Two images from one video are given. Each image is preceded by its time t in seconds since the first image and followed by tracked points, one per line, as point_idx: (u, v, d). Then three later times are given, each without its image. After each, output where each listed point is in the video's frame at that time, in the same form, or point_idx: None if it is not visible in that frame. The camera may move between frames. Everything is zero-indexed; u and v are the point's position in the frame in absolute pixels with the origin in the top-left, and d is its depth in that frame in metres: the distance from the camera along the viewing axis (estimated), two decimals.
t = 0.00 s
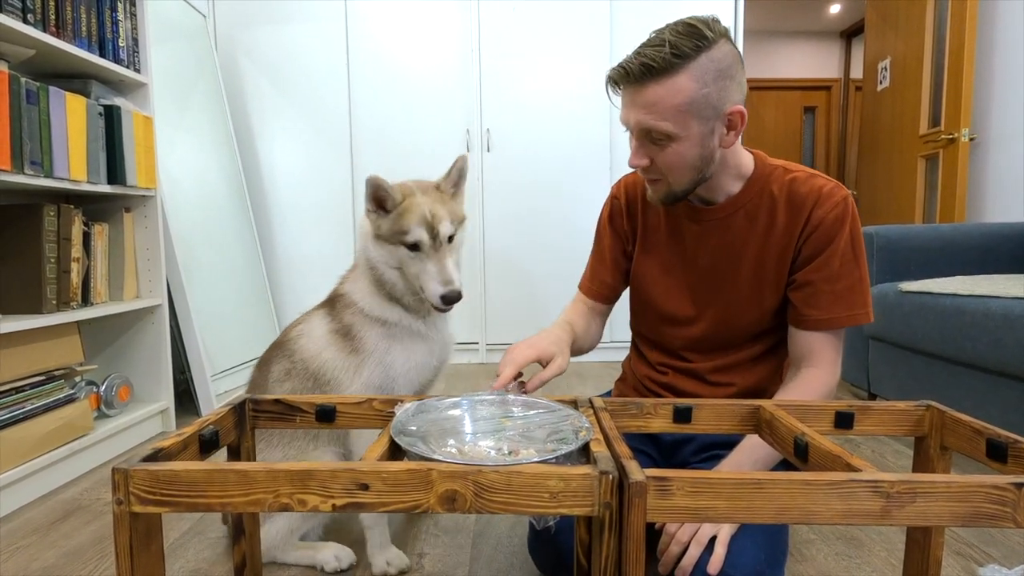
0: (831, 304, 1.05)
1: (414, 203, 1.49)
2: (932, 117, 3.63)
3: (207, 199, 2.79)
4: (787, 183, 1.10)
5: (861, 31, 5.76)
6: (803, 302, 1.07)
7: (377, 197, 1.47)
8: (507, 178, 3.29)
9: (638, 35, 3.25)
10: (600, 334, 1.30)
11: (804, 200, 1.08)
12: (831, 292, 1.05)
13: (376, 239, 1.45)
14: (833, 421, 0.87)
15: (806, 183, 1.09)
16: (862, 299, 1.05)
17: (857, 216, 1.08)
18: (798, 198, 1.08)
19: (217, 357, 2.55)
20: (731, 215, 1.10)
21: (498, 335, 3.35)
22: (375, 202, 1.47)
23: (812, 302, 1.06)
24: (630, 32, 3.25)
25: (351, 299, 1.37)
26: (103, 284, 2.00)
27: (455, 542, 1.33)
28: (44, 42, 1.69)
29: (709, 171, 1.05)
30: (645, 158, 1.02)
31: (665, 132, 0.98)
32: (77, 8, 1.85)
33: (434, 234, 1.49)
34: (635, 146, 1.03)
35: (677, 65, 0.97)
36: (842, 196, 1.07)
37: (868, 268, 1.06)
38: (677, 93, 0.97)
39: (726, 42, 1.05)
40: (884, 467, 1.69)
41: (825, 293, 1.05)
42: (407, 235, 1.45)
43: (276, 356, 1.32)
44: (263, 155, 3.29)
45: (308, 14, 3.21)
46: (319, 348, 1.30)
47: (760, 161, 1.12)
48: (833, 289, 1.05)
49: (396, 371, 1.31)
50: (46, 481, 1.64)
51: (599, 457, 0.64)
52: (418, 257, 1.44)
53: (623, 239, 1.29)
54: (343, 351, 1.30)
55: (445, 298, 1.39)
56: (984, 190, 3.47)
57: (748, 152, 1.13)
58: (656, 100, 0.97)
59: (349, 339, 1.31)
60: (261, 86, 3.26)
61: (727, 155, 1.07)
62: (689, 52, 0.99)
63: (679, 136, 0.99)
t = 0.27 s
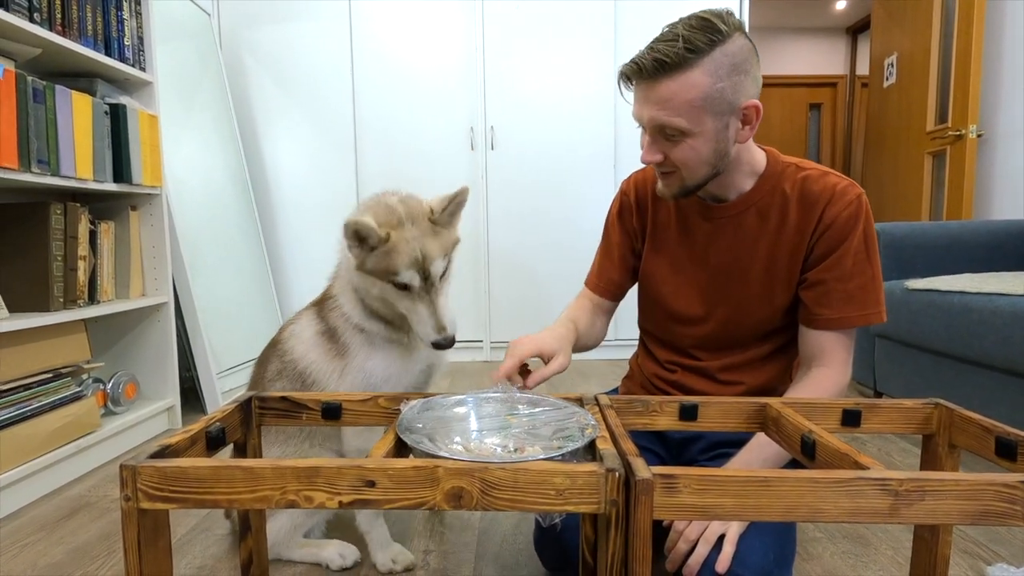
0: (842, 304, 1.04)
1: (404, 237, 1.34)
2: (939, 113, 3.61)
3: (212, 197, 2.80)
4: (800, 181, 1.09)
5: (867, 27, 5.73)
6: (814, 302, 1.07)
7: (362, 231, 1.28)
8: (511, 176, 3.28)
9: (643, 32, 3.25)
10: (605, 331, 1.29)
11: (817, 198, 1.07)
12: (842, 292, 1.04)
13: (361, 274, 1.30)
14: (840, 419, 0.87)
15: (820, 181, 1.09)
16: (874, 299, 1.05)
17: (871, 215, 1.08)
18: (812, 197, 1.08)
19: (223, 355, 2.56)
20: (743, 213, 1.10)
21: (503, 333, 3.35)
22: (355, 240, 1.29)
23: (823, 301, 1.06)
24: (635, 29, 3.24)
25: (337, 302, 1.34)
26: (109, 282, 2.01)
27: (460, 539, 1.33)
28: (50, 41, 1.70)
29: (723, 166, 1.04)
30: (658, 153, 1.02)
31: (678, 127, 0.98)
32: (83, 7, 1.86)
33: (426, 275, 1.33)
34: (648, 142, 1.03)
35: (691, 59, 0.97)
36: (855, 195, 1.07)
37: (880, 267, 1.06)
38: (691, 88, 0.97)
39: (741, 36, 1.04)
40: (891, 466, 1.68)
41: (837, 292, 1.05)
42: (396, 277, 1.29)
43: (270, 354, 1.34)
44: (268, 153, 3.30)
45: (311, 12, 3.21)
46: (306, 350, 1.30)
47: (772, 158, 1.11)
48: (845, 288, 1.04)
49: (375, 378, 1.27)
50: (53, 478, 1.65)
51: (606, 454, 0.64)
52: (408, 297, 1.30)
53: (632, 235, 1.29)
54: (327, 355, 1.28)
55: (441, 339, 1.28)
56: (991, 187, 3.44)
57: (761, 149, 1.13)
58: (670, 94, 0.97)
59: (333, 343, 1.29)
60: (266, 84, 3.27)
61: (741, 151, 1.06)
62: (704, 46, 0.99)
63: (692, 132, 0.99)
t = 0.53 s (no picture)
0: (850, 303, 1.04)
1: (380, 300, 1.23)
2: (946, 112, 3.59)
3: (216, 195, 2.80)
4: (809, 179, 1.09)
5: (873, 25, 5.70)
6: (821, 301, 1.06)
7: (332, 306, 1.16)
8: (515, 174, 3.28)
9: (647, 30, 3.24)
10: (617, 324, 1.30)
11: (827, 196, 1.07)
12: (850, 291, 1.04)
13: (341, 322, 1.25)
14: (846, 418, 0.87)
15: (829, 179, 1.08)
16: (883, 298, 1.04)
17: (880, 214, 1.07)
18: (821, 196, 1.07)
19: (227, 352, 2.56)
20: (751, 211, 1.10)
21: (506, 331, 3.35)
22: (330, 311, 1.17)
23: (831, 300, 1.05)
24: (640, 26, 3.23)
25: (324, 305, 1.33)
26: (114, 279, 2.01)
27: (463, 537, 1.33)
28: (55, 37, 1.70)
29: (731, 163, 1.04)
30: (667, 148, 1.02)
31: (687, 123, 0.98)
32: (88, 3, 1.86)
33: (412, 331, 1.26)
34: (656, 138, 1.02)
35: (701, 54, 0.97)
36: (864, 193, 1.06)
37: (889, 267, 1.05)
38: (701, 83, 0.96)
39: (751, 31, 1.04)
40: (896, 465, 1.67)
41: (845, 290, 1.04)
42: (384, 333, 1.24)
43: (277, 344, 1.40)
44: (272, 151, 3.30)
45: (315, 9, 3.21)
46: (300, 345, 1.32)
47: (782, 156, 1.11)
48: (852, 288, 1.04)
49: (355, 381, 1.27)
50: (59, 473, 1.66)
51: (611, 451, 0.64)
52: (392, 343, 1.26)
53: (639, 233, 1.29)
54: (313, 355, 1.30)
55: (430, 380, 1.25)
56: (998, 185, 3.42)
57: (769, 147, 1.13)
58: (680, 90, 0.97)
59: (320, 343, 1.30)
60: (270, 82, 3.27)
61: (750, 148, 1.06)
62: (715, 41, 0.98)
63: (701, 127, 0.98)
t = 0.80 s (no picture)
0: (847, 301, 1.04)
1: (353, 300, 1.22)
2: (945, 110, 3.59)
3: (215, 193, 2.80)
4: (807, 177, 1.09)
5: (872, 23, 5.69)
6: (819, 300, 1.06)
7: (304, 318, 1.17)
8: (514, 173, 3.28)
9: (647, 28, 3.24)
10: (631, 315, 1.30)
11: (824, 193, 1.07)
12: (847, 289, 1.04)
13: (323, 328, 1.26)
14: (844, 416, 0.87)
15: (827, 177, 1.08)
16: (881, 296, 1.04)
17: (878, 211, 1.07)
18: (819, 193, 1.07)
19: (226, 350, 2.56)
20: (749, 209, 1.10)
21: (505, 330, 3.35)
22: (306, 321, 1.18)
23: (829, 297, 1.05)
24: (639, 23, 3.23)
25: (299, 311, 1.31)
26: (113, 277, 2.01)
27: (462, 535, 1.33)
28: (53, 35, 1.70)
29: (730, 160, 1.04)
30: (666, 146, 1.02)
31: (686, 120, 0.98)
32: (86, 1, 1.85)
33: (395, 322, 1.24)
34: (655, 135, 1.02)
35: (700, 51, 0.97)
36: (862, 191, 1.06)
37: (887, 264, 1.05)
38: (700, 79, 0.96)
39: (750, 29, 1.04)
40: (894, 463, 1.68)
41: (843, 288, 1.04)
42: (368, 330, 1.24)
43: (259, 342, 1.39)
44: (271, 149, 3.29)
45: (313, 7, 3.20)
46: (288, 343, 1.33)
47: (780, 154, 1.11)
48: (850, 286, 1.04)
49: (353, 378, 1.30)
50: (57, 472, 1.66)
51: (609, 448, 0.65)
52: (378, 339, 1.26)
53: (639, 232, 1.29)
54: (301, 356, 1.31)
55: (429, 371, 1.24)
56: (997, 184, 3.43)
57: (768, 145, 1.13)
58: (679, 86, 0.97)
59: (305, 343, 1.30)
60: (269, 80, 3.26)
61: (749, 145, 1.06)
62: (714, 38, 0.98)
63: (700, 124, 0.98)
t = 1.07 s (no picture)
0: (847, 301, 1.04)
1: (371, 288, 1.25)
2: (946, 110, 3.58)
3: (216, 194, 2.80)
4: (806, 177, 1.09)
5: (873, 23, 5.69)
6: (818, 299, 1.06)
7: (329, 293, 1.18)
8: (515, 173, 3.28)
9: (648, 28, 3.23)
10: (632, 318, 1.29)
11: (824, 193, 1.07)
12: (847, 289, 1.04)
13: (329, 318, 1.26)
14: (845, 416, 0.87)
15: (826, 176, 1.08)
16: (881, 295, 1.04)
17: (877, 210, 1.07)
18: (818, 193, 1.07)
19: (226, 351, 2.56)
20: (749, 209, 1.09)
21: (506, 329, 3.35)
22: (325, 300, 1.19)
23: (829, 297, 1.05)
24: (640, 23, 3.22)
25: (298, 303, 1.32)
26: (114, 278, 2.01)
27: (463, 536, 1.33)
28: (54, 35, 1.70)
29: (730, 161, 1.04)
30: (666, 146, 1.02)
31: (686, 120, 0.98)
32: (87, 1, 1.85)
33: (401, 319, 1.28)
34: (655, 136, 1.02)
35: (699, 51, 0.97)
36: (862, 190, 1.06)
37: (886, 264, 1.05)
38: (699, 80, 0.96)
39: (748, 29, 1.04)
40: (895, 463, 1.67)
41: (842, 287, 1.04)
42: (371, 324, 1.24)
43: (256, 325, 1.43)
44: (272, 150, 3.30)
45: (314, 8, 3.20)
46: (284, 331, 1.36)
47: (779, 153, 1.11)
48: (849, 286, 1.04)
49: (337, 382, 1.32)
50: (58, 472, 1.66)
51: (609, 443, 0.65)
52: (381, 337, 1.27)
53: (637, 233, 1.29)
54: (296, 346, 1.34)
55: (424, 379, 1.22)
56: (999, 184, 3.42)
57: (767, 145, 1.13)
58: (678, 87, 0.97)
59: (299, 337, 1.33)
60: (270, 81, 3.26)
61: (749, 145, 1.06)
62: (712, 39, 0.98)
63: (700, 125, 0.98)
